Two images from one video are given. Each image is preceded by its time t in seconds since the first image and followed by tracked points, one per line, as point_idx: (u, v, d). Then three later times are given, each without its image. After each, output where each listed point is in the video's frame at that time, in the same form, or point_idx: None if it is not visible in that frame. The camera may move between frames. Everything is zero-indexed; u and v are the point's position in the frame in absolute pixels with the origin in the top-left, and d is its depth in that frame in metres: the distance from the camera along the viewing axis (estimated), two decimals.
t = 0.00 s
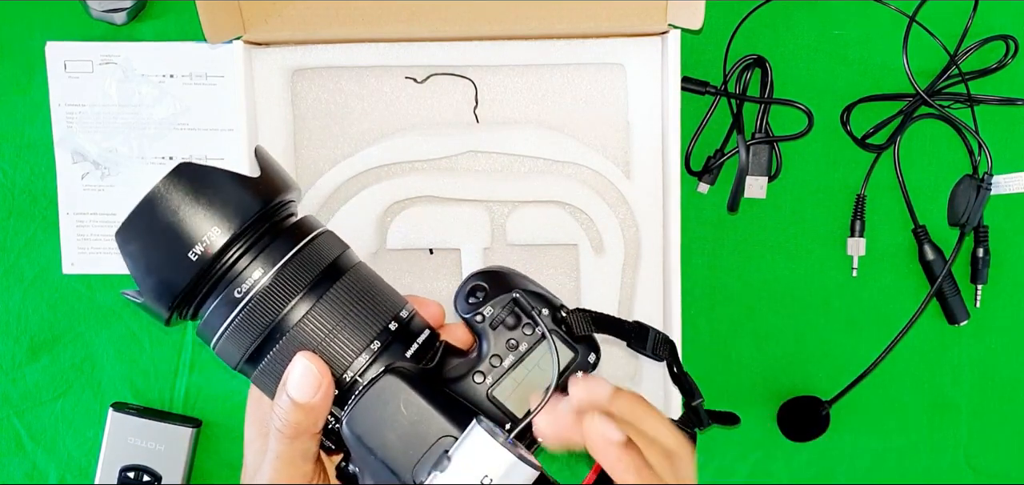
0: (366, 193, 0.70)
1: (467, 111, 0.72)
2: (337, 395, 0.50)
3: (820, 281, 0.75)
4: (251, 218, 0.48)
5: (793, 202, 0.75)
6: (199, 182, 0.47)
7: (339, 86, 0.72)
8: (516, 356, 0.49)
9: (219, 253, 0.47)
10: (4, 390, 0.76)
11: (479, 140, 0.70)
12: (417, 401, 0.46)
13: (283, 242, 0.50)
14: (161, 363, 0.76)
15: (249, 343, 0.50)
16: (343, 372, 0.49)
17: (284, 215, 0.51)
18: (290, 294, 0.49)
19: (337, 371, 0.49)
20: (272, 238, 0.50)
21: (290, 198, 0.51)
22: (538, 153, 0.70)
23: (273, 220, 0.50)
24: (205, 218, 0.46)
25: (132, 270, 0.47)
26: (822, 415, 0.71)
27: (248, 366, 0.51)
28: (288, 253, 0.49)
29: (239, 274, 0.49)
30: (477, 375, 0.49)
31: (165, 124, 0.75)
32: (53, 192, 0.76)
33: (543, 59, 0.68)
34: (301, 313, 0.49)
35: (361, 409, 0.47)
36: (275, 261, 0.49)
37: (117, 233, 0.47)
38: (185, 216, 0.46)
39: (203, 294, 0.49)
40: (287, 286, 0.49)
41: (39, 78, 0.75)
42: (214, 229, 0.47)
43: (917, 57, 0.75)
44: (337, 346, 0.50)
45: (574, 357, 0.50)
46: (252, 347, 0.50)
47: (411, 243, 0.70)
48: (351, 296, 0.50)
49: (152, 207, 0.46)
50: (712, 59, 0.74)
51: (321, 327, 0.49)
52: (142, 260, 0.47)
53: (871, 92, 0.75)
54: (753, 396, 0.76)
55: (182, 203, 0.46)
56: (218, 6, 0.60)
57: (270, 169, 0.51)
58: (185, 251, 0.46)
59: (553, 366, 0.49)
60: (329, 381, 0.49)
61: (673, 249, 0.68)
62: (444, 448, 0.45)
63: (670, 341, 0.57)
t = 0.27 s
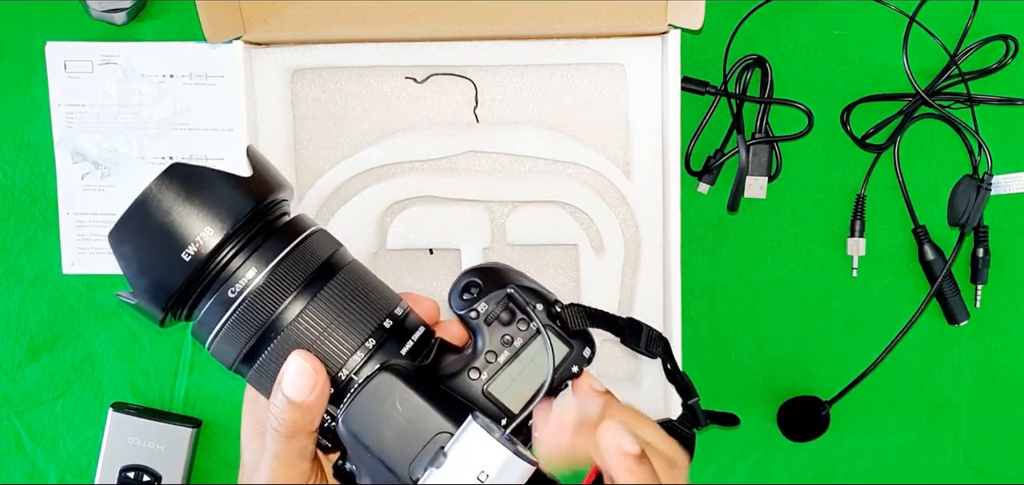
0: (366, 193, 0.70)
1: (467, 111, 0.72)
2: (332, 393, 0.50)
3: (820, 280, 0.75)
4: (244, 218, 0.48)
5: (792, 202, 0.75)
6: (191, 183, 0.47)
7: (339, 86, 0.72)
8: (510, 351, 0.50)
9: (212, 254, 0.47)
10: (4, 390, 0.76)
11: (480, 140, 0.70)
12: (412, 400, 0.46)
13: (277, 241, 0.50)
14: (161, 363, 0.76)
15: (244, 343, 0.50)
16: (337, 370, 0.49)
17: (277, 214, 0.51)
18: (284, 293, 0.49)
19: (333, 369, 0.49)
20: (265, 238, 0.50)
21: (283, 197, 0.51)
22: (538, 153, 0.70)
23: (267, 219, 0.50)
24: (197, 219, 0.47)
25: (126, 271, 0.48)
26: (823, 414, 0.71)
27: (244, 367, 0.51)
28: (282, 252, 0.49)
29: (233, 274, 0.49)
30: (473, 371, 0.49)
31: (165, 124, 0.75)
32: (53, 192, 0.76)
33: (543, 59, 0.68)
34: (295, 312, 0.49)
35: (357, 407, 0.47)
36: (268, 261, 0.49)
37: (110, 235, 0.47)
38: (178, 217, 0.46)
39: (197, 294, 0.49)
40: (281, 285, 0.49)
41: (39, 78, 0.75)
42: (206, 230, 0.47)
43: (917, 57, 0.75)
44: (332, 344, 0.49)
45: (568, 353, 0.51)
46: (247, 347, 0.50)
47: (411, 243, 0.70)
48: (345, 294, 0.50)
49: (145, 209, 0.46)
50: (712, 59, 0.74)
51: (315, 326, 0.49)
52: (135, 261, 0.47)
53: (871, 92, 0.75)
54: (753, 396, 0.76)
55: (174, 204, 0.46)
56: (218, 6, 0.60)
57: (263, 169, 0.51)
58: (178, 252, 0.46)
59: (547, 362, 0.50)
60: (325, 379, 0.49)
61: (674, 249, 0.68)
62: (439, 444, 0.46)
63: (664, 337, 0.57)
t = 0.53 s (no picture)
0: (366, 193, 0.70)
1: (467, 111, 0.72)
2: (333, 392, 0.50)
3: (820, 280, 0.75)
4: (242, 219, 0.48)
5: (793, 202, 0.75)
6: (188, 185, 0.47)
7: (339, 87, 0.72)
8: (511, 349, 0.49)
9: (211, 255, 0.47)
10: (4, 390, 0.76)
11: (480, 140, 0.70)
12: (414, 398, 0.47)
13: (275, 242, 0.49)
14: (161, 363, 0.76)
15: (244, 344, 0.50)
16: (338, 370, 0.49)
17: (275, 215, 0.51)
18: (283, 294, 0.49)
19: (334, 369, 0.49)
20: (264, 239, 0.49)
21: (280, 198, 0.51)
22: (538, 153, 0.70)
23: (265, 221, 0.50)
24: (196, 220, 0.47)
25: (125, 274, 0.47)
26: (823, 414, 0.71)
27: (244, 368, 0.51)
28: (281, 253, 0.49)
29: (232, 275, 0.49)
30: (474, 370, 0.49)
31: (165, 124, 0.75)
32: (53, 192, 0.76)
33: (543, 59, 0.68)
34: (295, 312, 0.49)
35: (359, 405, 0.47)
36: (267, 262, 0.49)
37: (108, 238, 0.47)
38: (176, 219, 0.46)
39: (196, 296, 0.49)
40: (280, 285, 0.49)
41: (39, 78, 0.75)
42: (205, 231, 0.47)
43: (917, 57, 0.75)
44: (332, 344, 0.50)
45: (569, 350, 0.51)
46: (247, 348, 0.50)
47: (411, 244, 0.70)
48: (344, 294, 0.50)
49: (143, 211, 0.46)
50: (712, 59, 0.74)
51: (315, 326, 0.49)
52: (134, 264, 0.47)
53: (871, 92, 0.75)
54: (753, 396, 0.76)
55: (172, 206, 0.46)
56: (218, 6, 0.60)
57: (261, 170, 0.50)
58: (177, 254, 0.46)
59: (548, 357, 0.50)
60: (325, 379, 0.49)
61: (674, 249, 0.68)
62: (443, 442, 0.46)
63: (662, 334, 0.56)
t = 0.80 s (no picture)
0: (366, 193, 0.70)
1: (467, 111, 0.72)
2: (333, 392, 0.50)
3: (819, 280, 0.75)
4: (239, 220, 0.48)
5: (792, 202, 0.75)
6: (185, 186, 0.47)
7: (339, 87, 0.72)
8: (510, 346, 0.49)
9: (209, 256, 0.47)
10: (4, 390, 0.76)
11: (480, 141, 0.70)
12: (414, 395, 0.47)
13: (272, 242, 0.49)
14: (161, 363, 0.76)
15: (243, 345, 0.50)
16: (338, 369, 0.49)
17: (272, 215, 0.51)
18: (282, 294, 0.49)
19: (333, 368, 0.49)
20: (261, 239, 0.49)
21: (277, 198, 0.51)
22: (538, 153, 0.70)
23: (261, 221, 0.50)
24: (193, 222, 0.46)
25: (122, 277, 0.47)
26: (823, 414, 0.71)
27: (243, 368, 0.51)
28: (278, 253, 0.49)
29: (230, 276, 0.48)
30: (473, 367, 0.49)
31: (166, 124, 0.75)
32: (53, 192, 0.76)
33: (543, 59, 0.68)
34: (293, 312, 0.49)
35: (359, 404, 0.47)
36: (265, 262, 0.49)
37: (105, 241, 0.47)
38: (173, 221, 0.46)
39: (194, 298, 0.49)
40: (279, 285, 0.49)
41: (39, 78, 0.75)
42: (202, 233, 0.47)
43: (917, 57, 0.75)
44: (331, 343, 0.50)
45: (569, 345, 0.51)
46: (246, 349, 0.50)
47: (411, 244, 0.70)
48: (343, 293, 0.50)
49: (139, 213, 0.46)
50: (712, 59, 0.74)
51: (314, 326, 0.49)
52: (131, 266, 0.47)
53: (871, 93, 0.75)
54: (752, 396, 0.76)
55: (168, 207, 0.46)
56: (218, 6, 0.60)
57: (256, 170, 0.50)
58: (174, 255, 0.46)
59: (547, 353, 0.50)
60: (325, 377, 0.49)
61: (673, 249, 0.68)
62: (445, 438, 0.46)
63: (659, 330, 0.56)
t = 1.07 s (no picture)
0: (366, 193, 0.70)
1: (467, 111, 0.72)
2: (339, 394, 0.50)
3: (819, 280, 0.75)
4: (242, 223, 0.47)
5: (793, 202, 0.75)
6: (186, 191, 0.47)
7: (339, 87, 0.72)
8: (515, 345, 0.49)
9: (211, 261, 0.47)
10: (4, 390, 0.76)
11: (480, 140, 0.70)
12: (422, 396, 0.47)
13: (275, 245, 0.49)
14: (161, 363, 0.76)
15: (246, 349, 0.49)
16: (344, 372, 0.49)
17: (271, 218, 0.50)
18: (285, 297, 0.49)
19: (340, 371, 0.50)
20: (262, 242, 0.49)
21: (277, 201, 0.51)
22: (538, 153, 0.70)
23: (262, 224, 0.50)
24: (194, 226, 0.46)
25: (123, 282, 0.47)
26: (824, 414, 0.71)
27: (246, 372, 0.51)
28: (280, 256, 0.49)
29: (232, 280, 0.48)
30: (479, 367, 0.49)
31: (166, 124, 0.75)
32: (53, 192, 0.76)
33: (543, 59, 0.68)
34: (297, 315, 0.49)
35: (367, 407, 0.47)
36: (267, 265, 0.49)
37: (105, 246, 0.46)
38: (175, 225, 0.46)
39: (196, 302, 0.49)
40: (282, 289, 0.49)
41: (39, 78, 0.75)
42: (205, 237, 0.46)
43: (917, 57, 0.75)
44: (335, 346, 0.49)
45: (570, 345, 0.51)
46: (249, 352, 0.50)
47: (411, 244, 0.70)
48: (346, 295, 0.50)
49: (140, 218, 0.46)
50: (712, 59, 0.74)
51: (319, 328, 0.49)
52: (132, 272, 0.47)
53: (871, 93, 0.75)
54: (752, 396, 0.76)
55: (170, 211, 0.46)
56: (218, 6, 0.60)
57: (254, 172, 0.50)
58: (177, 260, 0.46)
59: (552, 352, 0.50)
60: (331, 379, 0.49)
61: (674, 249, 0.68)
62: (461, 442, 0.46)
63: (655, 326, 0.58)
